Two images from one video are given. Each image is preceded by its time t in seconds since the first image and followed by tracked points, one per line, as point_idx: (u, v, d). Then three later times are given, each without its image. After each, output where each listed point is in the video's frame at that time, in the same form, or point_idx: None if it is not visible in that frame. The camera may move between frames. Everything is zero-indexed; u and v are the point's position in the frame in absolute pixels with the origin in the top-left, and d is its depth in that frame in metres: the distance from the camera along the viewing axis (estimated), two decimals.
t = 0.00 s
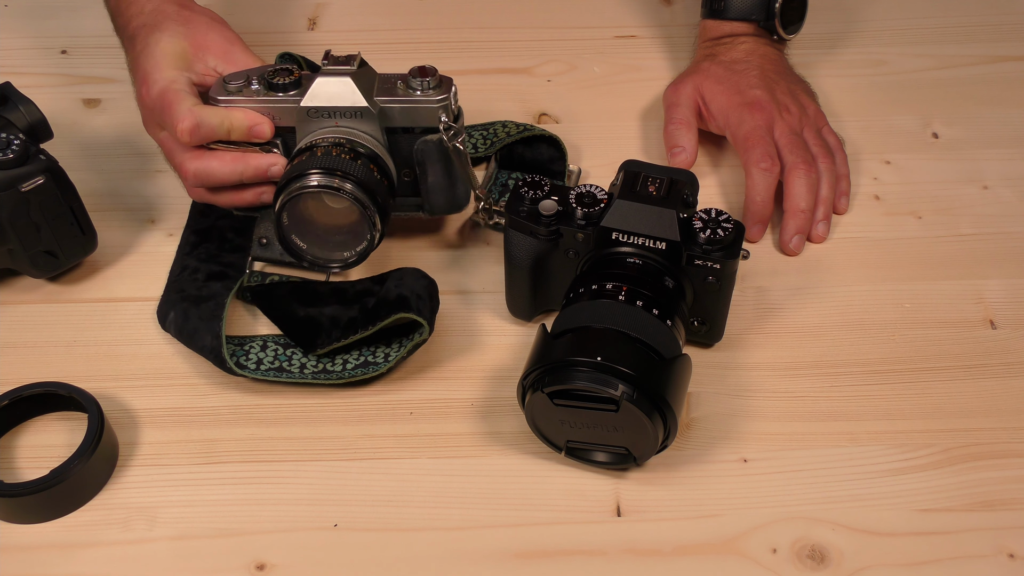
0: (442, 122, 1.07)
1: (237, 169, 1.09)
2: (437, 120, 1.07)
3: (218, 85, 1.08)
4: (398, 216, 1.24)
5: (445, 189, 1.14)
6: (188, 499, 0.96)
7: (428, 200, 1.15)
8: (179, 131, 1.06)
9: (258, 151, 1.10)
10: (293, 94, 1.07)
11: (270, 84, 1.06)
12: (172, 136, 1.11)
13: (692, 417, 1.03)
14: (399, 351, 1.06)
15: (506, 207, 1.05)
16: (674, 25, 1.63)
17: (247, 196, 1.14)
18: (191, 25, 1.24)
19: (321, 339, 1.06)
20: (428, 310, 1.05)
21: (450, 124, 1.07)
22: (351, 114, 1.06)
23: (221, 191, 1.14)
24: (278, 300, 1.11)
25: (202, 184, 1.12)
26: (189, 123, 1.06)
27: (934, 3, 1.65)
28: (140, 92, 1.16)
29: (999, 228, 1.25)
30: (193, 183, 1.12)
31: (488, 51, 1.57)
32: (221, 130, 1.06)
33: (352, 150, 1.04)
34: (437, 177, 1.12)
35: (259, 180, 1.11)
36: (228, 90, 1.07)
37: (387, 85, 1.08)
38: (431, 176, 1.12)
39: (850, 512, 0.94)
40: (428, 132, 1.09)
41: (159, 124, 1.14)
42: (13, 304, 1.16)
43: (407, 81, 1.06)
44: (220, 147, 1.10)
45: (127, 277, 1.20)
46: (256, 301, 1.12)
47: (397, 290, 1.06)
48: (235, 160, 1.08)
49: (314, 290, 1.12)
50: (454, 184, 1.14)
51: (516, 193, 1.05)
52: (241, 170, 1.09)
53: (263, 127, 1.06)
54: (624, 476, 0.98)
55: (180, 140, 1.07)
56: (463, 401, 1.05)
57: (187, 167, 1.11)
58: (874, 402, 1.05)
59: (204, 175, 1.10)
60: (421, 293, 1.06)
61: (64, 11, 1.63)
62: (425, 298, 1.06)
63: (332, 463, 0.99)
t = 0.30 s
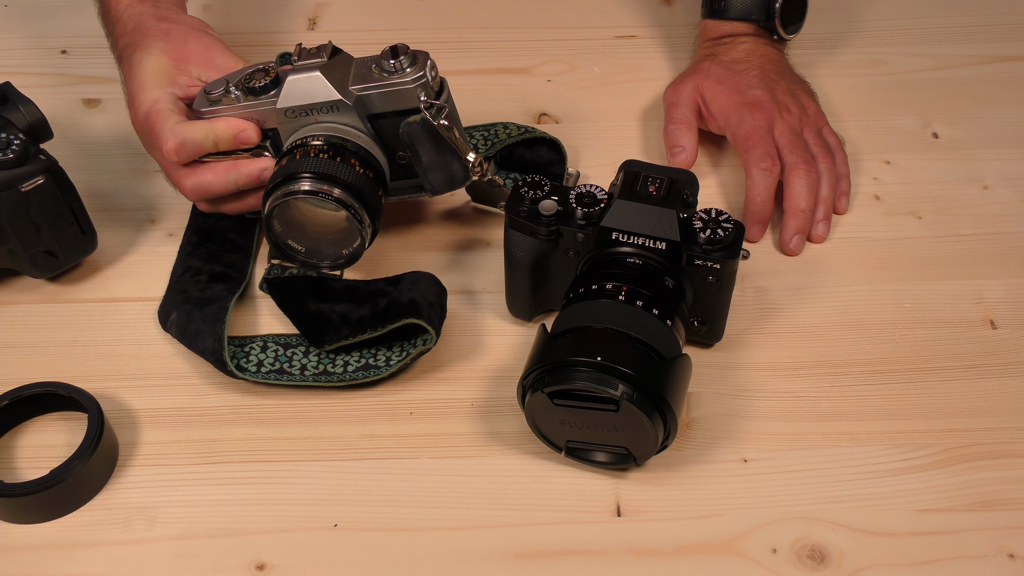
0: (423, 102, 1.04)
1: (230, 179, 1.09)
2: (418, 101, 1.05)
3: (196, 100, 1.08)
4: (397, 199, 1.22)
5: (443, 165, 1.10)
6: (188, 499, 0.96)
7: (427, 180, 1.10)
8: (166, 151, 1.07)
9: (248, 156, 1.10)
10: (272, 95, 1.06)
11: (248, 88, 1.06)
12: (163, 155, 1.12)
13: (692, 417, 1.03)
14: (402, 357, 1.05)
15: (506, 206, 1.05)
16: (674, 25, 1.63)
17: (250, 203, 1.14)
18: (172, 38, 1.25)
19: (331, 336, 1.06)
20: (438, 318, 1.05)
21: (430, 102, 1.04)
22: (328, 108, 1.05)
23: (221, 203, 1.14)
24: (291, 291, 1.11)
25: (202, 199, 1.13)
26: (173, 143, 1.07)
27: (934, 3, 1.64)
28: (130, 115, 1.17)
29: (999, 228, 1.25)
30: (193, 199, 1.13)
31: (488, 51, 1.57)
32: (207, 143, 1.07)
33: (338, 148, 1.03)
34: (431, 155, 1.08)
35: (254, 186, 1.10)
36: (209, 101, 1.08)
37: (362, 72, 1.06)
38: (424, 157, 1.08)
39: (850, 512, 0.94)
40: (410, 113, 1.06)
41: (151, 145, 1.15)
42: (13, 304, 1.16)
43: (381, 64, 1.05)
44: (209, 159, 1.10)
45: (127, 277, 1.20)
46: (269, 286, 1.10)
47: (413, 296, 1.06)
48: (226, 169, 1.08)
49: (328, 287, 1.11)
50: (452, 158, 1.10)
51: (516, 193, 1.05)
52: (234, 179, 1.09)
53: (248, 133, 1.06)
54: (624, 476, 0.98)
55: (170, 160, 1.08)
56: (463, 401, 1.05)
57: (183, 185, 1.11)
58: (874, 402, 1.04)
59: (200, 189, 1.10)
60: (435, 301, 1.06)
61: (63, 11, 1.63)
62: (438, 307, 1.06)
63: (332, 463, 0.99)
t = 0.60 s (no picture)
0: (409, 83, 1.03)
1: (229, 181, 1.08)
2: (404, 83, 1.03)
3: (187, 106, 1.08)
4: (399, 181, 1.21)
5: (437, 145, 1.08)
6: (188, 499, 0.96)
7: (426, 160, 1.09)
8: (163, 161, 1.08)
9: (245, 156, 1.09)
10: (261, 94, 1.05)
11: (236, 90, 1.05)
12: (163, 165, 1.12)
13: (692, 417, 1.03)
14: (403, 358, 1.05)
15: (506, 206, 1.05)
16: (675, 25, 1.63)
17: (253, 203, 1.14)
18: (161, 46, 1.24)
19: (344, 334, 1.05)
20: (445, 322, 1.05)
21: (417, 82, 1.03)
22: (318, 100, 1.05)
23: (225, 206, 1.14)
24: (302, 290, 1.10)
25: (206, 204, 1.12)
26: (169, 152, 1.07)
27: (934, 3, 1.64)
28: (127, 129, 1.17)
29: (999, 228, 1.25)
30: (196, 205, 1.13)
31: (488, 51, 1.57)
32: (202, 149, 1.07)
33: (334, 140, 1.03)
34: (425, 136, 1.07)
35: (254, 185, 1.10)
36: (200, 106, 1.07)
37: (346, 59, 1.04)
38: (418, 136, 1.07)
39: (850, 512, 0.94)
40: (399, 95, 1.05)
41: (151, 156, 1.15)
42: (13, 304, 1.16)
43: (361, 50, 1.03)
44: (207, 164, 1.10)
45: (128, 276, 1.20)
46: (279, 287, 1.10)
47: (425, 297, 1.06)
48: (224, 172, 1.08)
49: (339, 285, 1.11)
50: (446, 139, 1.08)
51: (516, 193, 1.05)
52: (233, 181, 1.08)
53: (241, 134, 1.06)
54: (624, 476, 0.98)
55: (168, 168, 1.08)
56: (463, 401, 1.05)
57: (185, 192, 1.11)
58: (874, 402, 1.04)
59: (201, 194, 1.10)
60: (444, 306, 1.06)
61: (63, 11, 1.63)
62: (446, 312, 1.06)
63: (332, 463, 0.99)
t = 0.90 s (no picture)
0: (438, 120, 1.05)
1: (235, 189, 1.06)
2: (433, 118, 1.05)
3: (202, 108, 1.05)
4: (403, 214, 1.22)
5: (445, 185, 1.14)
6: (188, 499, 0.96)
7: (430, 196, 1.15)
8: (172, 160, 1.03)
9: (253, 166, 1.07)
10: (282, 109, 1.04)
11: (259, 100, 1.04)
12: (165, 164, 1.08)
13: (692, 417, 1.03)
14: (402, 352, 1.06)
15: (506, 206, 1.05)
16: (675, 25, 1.63)
17: (249, 213, 1.11)
18: (167, 48, 1.20)
19: (337, 335, 1.07)
20: (444, 314, 1.05)
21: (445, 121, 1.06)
22: (345, 122, 1.04)
23: (221, 213, 1.12)
24: (298, 296, 1.12)
25: (202, 209, 1.09)
26: (181, 151, 1.03)
27: (935, 3, 1.64)
28: (124, 123, 1.12)
29: (999, 228, 1.25)
30: (192, 209, 1.10)
31: (488, 51, 1.57)
32: (215, 153, 1.03)
33: (347, 160, 1.02)
34: (437, 174, 1.12)
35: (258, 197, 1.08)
36: (215, 111, 1.04)
37: (376, 88, 1.06)
38: (431, 175, 1.12)
39: (850, 512, 0.94)
40: (424, 130, 1.08)
41: (150, 154, 1.11)
42: (13, 305, 1.16)
43: (396, 82, 1.05)
44: (214, 169, 1.07)
45: (128, 276, 1.20)
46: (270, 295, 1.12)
47: (417, 289, 1.07)
48: (232, 180, 1.06)
49: (334, 288, 1.13)
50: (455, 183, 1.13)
51: (516, 193, 1.05)
52: (239, 189, 1.06)
53: (257, 145, 1.03)
54: (624, 476, 0.98)
55: (175, 168, 1.04)
56: (463, 401, 1.05)
57: (184, 193, 1.08)
58: (874, 402, 1.04)
59: (203, 198, 1.07)
60: (439, 296, 1.06)
61: (63, 11, 1.63)
62: (442, 302, 1.06)
63: (332, 463, 0.99)
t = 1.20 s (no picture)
0: (448, 145, 1.06)
1: (240, 205, 1.05)
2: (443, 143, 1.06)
3: (211, 123, 1.04)
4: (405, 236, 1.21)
5: (445, 215, 1.14)
6: (188, 499, 0.96)
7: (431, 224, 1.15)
8: (180, 172, 1.01)
9: (259, 184, 1.06)
10: (292, 126, 1.04)
11: (268, 116, 1.03)
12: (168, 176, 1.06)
13: (692, 417, 1.03)
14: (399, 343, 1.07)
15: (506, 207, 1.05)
16: (675, 25, 1.63)
17: (248, 231, 1.09)
18: (170, 60, 1.19)
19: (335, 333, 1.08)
20: (438, 301, 1.08)
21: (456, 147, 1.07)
22: (358, 143, 1.04)
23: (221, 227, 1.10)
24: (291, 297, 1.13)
25: (203, 223, 1.07)
26: (190, 163, 1.01)
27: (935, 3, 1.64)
28: (125, 132, 1.11)
29: (999, 228, 1.25)
30: (193, 223, 1.08)
31: (488, 51, 1.57)
32: (223, 168, 1.02)
33: (357, 179, 1.02)
34: (440, 202, 1.12)
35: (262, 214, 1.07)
36: (222, 125, 1.03)
37: (388, 112, 1.06)
38: (434, 199, 1.12)
39: (850, 512, 0.94)
40: (433, 155, 1.08)
41: (151, 165, 1.09)
42: (13, 305, 1.16)
43: (409, 107, 1.06)
44: (219, 183, 1.05)
45: (128, 277, 1.20)
46: (268, 301, 1.12)
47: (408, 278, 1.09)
48: (238, 196, 1.04)
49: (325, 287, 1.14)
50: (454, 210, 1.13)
51: (516, 194, 1.05)
52: (245, 206, 1.05)
53: (265, 161, 1.03)
54: (624, 476, 0.98)
55: (182, 180, 1.02)
56: (463, 401, 1.05)
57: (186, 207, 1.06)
58: (874, 402, 1.04)
59: (206, 212, 1.05)
60: (434, 285, 1.09)
61: (63, 11, 1.63)
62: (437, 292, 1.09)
63: (332, 463, 0.99)
